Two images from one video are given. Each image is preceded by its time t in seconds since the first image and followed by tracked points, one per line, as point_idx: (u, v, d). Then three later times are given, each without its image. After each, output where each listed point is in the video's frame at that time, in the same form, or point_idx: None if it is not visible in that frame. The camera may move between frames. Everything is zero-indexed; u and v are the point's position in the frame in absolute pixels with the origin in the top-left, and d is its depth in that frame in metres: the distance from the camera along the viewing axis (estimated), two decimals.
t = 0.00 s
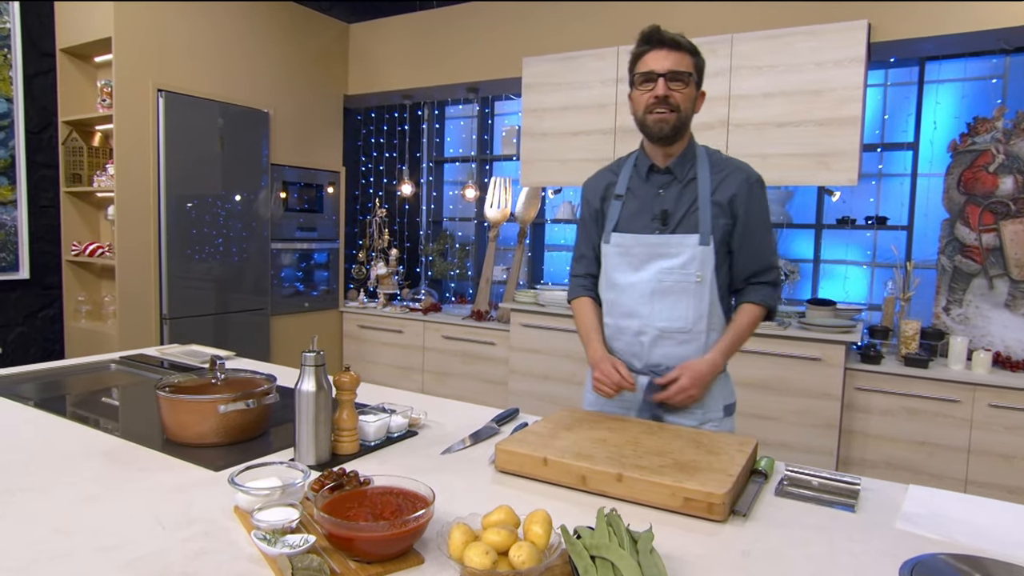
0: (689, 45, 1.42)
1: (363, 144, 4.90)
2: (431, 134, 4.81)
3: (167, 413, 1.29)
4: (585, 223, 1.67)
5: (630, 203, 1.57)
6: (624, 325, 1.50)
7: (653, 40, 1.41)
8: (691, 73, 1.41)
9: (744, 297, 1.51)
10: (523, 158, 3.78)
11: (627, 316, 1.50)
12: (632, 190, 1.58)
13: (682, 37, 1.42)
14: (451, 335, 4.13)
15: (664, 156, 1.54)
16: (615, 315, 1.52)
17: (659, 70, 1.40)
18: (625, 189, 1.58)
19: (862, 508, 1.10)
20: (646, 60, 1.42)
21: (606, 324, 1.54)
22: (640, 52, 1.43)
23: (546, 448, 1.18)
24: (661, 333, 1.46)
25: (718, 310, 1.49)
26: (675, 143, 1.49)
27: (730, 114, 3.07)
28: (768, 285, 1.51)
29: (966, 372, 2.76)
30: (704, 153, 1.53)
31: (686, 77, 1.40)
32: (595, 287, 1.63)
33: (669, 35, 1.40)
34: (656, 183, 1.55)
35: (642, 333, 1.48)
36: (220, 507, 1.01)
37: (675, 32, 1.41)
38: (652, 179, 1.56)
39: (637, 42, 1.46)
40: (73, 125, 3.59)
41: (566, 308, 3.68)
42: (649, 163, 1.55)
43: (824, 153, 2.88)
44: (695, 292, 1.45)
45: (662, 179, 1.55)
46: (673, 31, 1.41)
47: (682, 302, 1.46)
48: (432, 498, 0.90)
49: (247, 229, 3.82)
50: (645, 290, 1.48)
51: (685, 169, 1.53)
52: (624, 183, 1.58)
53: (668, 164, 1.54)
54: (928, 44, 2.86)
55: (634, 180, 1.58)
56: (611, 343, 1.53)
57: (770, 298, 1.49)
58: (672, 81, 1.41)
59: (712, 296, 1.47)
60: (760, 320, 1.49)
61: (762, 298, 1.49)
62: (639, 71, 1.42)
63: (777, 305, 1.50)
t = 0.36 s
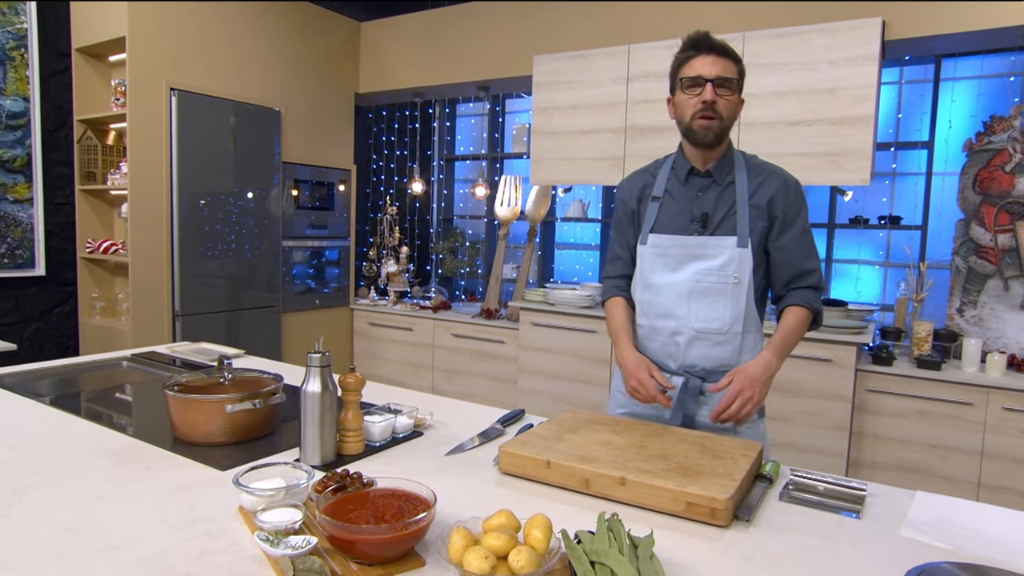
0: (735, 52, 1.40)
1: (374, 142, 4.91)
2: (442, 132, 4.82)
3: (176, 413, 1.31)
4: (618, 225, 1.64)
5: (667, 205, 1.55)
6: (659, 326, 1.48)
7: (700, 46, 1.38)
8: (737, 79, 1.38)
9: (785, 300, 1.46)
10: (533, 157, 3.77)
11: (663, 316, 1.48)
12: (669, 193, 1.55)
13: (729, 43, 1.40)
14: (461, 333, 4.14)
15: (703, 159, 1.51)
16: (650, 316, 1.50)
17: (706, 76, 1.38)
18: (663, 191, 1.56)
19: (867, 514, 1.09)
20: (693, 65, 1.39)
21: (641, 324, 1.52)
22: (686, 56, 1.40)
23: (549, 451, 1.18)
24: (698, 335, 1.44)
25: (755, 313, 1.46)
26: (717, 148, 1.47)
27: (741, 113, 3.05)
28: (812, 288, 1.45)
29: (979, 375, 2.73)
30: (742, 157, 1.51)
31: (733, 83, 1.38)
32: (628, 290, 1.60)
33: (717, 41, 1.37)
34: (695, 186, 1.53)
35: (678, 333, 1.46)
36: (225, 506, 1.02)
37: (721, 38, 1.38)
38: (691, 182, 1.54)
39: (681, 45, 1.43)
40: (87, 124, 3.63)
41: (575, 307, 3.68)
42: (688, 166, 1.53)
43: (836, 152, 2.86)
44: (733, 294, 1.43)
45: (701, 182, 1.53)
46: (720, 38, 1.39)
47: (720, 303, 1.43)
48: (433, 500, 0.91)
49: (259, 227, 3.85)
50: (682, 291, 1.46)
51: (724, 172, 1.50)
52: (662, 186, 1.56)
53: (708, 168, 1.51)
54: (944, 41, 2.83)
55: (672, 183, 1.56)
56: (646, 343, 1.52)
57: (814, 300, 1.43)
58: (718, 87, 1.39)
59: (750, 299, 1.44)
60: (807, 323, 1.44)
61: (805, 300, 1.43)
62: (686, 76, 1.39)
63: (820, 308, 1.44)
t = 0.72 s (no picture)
0: (746, 59, 1.41)
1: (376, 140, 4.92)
2: (444, 130, 4.82)
3: (181, 413, 1.32)
4: (628, 223, 1.67)
5: (677, 207, 1.55)
6: (664, 325, 1.49)
7: (709, 52, 1.39)
8: (747, 85, 1.39)
9: (800, 296, 1.45)
10: (534, 155, 3.78)
11: (667, 315, 1.49)
12: (679, 194, 1.55)
13: (741, 50, 1.40)
14: (463, 331, 4.15)
15: (713, 163, 1.50)
16: (656, 315, 1.51)
17: (715, 83, 1.39)
18: (673, 192, 1.56)
19: (864, 514, 1.10)
20: (702, 72, 1.40)
21: (646, 323, 1.53)
22: (696, 62, 1.41)
23: (549, 451, 1.20)
24: (701, 334, 1.44)
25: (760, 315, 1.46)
26: (728, 155, 1.47)
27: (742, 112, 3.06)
28: (829, 289, 1.43)
29: (980, 374, 2.74)
30: (754, 161, 1.49)
31: (742, 90, 1.39)
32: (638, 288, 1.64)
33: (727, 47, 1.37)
34: (704, 188, 1.53)
35: (682, 332, 1.47)
36: (230, 506, 1.03)
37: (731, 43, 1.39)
38: (700, 184, 1.53)
39: (692, 51, 1.44)
40: (91, 123, 3.65)
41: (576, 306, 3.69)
42: (698, 169, 1.52)
43: (837, 151, 2.86)
44: (738, 295, 1.43)
45: (711, 184, 1.52)
46: (731, 44, 1.39)
47: (724, 304, 1.44)
48: (435, 500, 0.92)
49: (261, 225, 3.86)
50: (687, 290, 1.47)
51: (734, 175, 1.49)
52: (671, 188, 1.56)
53: (718, 171, 1.50)
54: (946, 40, 2.83)
55: (682, 185, 1.55)
56: (650, 342, 1.53)
57: (830, 299, 1.42)
58: (727, 93, 1.39)
59: (755, 301, 1.44)
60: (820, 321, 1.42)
61: (817, 298, 1.41)
62: (695, 82, 1.40)
63: (836, 308, 1.43)
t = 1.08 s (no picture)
0: (740, 58, 1.41)
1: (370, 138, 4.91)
2: (437, 127, 4.83)
3: (183, 412, 1.33)
4: (628, 224, 1.70)
5: (671, 205, 1.56)
6: (657, 320, 1.51)
7: (703, 52, 1.40)
8: (740, 85, 1.40)
9: (782, 297, 1.45)
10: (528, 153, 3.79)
11: (660, 311, 1.51)
12: (673, 193, 1.57)
13: (734, 49, 1.41)
14: (458, 328, 4.16)
15: (707, 161, 1.51)
16: (649, 310, 1.53)
17: (708, 83, 1.40)
18: (668, 192, 1.58)
19: (857, 505, 1.13)
20: (696, 72, 1.41)
21: (641, 317, 1.56)
22: (690, 62, 1.42)
23: (548, 446, 1.22)
24: (693, 330, 1.47)
25: (752, 312, 1.47)
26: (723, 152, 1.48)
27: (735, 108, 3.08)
28: (807, 290, 1.44)
29: (969, 366, 2.78)
30: (748, 159, 1.50)
31: (735, 90, 1.40)
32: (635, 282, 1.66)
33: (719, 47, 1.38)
34: (697, 187, 1.54)
35: (674, 327, 1.49)
36: (235, 503, 1.04)
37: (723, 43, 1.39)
38: (694, 183, 1.54)
39: (686, 51, 1.45)
40: (83, 122, 3.63)
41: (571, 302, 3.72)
42: (692, 167, 1.53)
43: (829, 147, 2.89)
44: (728, 292, 1.44)
45: (704, 183, 1.53)
46: (724, 44, 1.40)
47: (715, 300, 1.45)
48: (438, 495, 0.94)
49: (254, 223, 3.86)
50: (679, 286, 1.49)
51: (727, 174, 1.50)
52: (666, 186, 1.57)
53: (711, 169, 1.51)
54: (936, 37, 2.86)
55: (677, 185, 1.57)
56: (644, 337, 1.56)
57: (807, 301, 1.42)
58: (721, 93, 1.40)
59: (747, 297, 1.45)
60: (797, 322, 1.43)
61: (794, 300, 1.42)
62: (689, 83, 1.41)
63: (813, 310, 1.43)
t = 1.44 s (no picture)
0: (726, 55, 1.43)
1: (352, 136, 4.89)
2: (420, 124, 4.82)
3: (178, 413, 1.33)
4: (617, 221, 1.72)
5: (662, 203, 1.59)
6: (648, 317, 1.53)
7: (687, 53, 1.42)
8: (724, 84, 1.42)
9: (771, 294, 1.48)
10: (513, 150, 3.80)
11: (650, 308, 1.53)
12: (664, 191, 1.59)
13: (720, 47, 1.42)
14: (444, 326, 4.17)
15: (696, 159, 1.53)
16: (640, 307, 1.55)
17: (693, 83, 1.42)
18: (658, 189, 1.60)
19: (847, 494, 1.16)
20: (681, 72, 1.43)
21: (631, 314, 1.58)
22: (676, 62, 1.44)
23: (546, 441, 1.23)
24: (684, 326, 1.49)
25: (741, 308, 1.49)
26: (710, 151, 1.50)
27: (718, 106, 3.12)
28: (798, 286, 1.47)
29: (947, 357, 2.84)
30: (737, 157, 1.52)
31: (719, 89, 1.42)
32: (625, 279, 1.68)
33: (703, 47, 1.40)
34: (687, 184, 1.56)
35: (664, 324, 1.51)
36: (238, 504, 1.05)
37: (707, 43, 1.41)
38: (684, 181, 1.57)
39: (672, 51, 1.47)
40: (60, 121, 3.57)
41: (557, 299, 3.74)
42: (682, 166, 1.56)
43: (810, 144, 2.94)
44: (718, 288, 1.47)
45: (694, 180, 1.55)
46: (710, 42, 1.42)
47: (705, 297, 1.48)
48: (443, 493, 0.95)
49: (235, 222, 3.81)
50: (669, 283, 1.51)
51: (717, 172, 1.52)
52: (657, 184, 1.60)
53: (701, 167, 1.54)
54: (913, 36, 2.92)
55: (667, 182, 1.59)
56: (635, 334, 1.58)
57: (799, 296, 1.46)
58: (706, 92, 1.43)
59: (736, 293, 1.47)
60: (788, 318, 1.46)
61: (787, 297, 1.45)
62: (675, 83, 1.44)
63: (804, 305, 1.47)
